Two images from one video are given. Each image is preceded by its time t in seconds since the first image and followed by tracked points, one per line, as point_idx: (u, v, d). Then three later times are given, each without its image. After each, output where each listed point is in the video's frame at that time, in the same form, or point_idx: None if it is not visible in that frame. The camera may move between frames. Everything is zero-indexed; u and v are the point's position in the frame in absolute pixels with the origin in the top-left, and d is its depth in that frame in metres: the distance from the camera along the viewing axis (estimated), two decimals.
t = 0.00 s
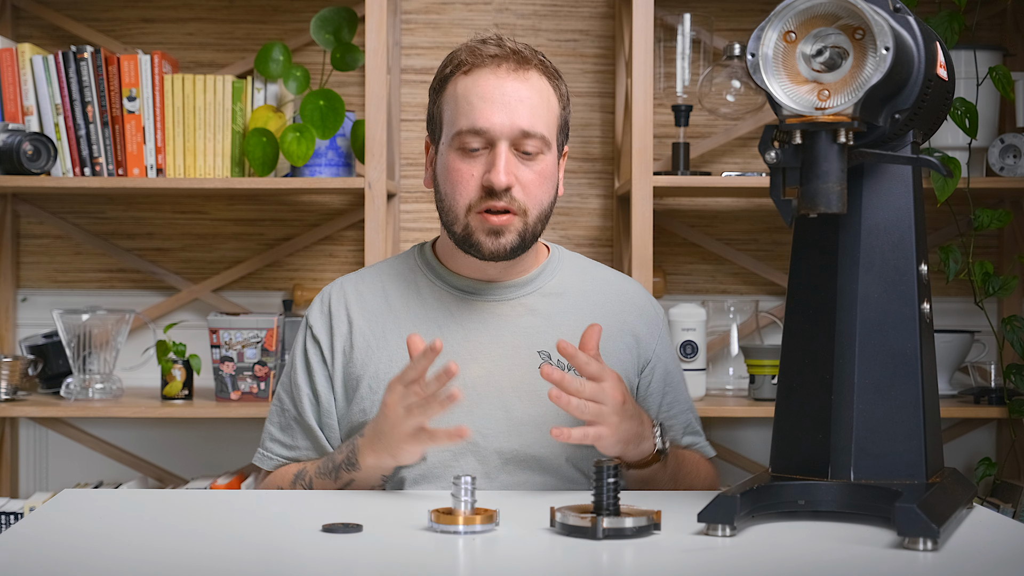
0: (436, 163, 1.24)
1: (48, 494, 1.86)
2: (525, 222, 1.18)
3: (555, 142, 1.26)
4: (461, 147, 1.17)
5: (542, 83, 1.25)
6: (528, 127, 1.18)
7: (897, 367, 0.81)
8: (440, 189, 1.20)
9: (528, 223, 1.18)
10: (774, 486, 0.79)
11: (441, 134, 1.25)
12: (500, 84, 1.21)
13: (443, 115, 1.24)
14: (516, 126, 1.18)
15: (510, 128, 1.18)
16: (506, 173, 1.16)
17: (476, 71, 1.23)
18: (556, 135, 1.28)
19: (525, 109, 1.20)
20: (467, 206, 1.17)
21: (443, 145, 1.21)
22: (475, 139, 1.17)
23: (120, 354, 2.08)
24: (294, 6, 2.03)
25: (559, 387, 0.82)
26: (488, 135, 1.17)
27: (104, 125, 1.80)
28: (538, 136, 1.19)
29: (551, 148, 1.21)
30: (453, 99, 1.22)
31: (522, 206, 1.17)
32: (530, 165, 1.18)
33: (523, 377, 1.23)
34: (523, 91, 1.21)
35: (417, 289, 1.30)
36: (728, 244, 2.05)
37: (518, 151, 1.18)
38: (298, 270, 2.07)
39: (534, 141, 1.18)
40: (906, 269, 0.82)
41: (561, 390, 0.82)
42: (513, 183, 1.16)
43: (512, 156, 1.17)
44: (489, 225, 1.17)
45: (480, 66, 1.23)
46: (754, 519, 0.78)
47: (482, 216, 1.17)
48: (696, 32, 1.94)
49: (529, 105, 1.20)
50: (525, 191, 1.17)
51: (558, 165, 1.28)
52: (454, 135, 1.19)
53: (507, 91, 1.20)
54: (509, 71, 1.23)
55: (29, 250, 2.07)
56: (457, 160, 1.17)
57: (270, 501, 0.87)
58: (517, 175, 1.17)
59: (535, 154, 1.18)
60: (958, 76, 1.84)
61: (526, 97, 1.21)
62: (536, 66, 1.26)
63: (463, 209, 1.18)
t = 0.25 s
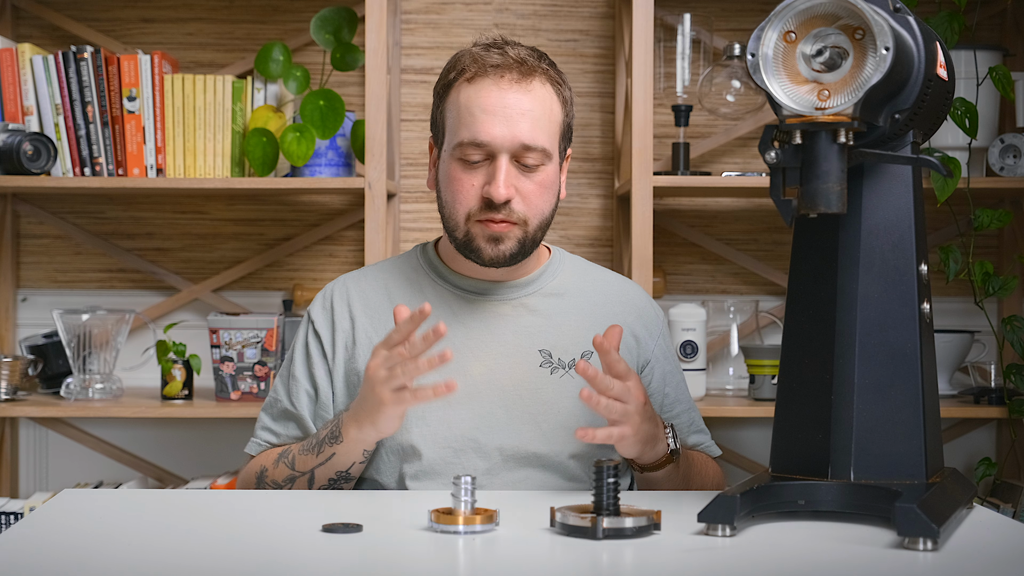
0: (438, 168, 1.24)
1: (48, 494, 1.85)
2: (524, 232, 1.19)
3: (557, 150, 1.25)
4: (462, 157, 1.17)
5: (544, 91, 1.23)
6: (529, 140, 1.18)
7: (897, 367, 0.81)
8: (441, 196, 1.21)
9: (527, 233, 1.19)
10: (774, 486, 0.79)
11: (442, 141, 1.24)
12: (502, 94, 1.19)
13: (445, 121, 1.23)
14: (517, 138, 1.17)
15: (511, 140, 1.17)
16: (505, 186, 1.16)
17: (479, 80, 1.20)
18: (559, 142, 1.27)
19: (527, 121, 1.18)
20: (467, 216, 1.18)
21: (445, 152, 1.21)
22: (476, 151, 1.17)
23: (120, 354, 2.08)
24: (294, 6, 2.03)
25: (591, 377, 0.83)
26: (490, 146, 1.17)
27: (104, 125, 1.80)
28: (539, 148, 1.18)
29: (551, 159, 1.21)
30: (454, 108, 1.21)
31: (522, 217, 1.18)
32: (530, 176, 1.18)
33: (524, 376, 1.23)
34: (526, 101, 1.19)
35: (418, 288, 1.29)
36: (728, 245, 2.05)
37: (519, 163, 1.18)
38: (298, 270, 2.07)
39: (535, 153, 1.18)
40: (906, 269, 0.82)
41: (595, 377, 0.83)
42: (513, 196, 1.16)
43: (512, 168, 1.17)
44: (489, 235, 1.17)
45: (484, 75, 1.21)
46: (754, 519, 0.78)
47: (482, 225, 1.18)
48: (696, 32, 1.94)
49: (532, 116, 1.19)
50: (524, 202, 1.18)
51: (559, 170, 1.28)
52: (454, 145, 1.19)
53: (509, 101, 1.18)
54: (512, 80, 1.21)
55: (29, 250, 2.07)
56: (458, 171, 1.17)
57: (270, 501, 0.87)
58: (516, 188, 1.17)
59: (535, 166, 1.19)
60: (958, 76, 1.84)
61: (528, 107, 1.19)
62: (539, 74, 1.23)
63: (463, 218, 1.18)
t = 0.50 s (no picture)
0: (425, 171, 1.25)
1: (48, 494, 1.85)
2: (508, 229, 1.19)
3: (541, 147, 1.24)
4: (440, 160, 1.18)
5: (520, 88, 1.23)
6: (506, 137, 1.18)
7: (898, 366, 0.81)
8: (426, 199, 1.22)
9: (510, 230, 1.19)
10: (774, 486, 0.79)
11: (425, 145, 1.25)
12: (477, 93, 1.19)
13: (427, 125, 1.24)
14: (493, 136, 1.17)
15: (486, 139, 1.17)
16: (483, 185, 1.16)
17: (453, 81, 1.20)
18: (543, 139, 1.26)
19: (501, 120, 1.18)
20: (449, 217, 1.18)
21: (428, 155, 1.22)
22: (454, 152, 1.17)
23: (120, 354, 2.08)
24: (294, 6, 2.03)
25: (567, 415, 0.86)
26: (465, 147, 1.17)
27: (104, 125, 1.80)
28: (516, 145, 1.18)
29: (530, 155, 1.20)
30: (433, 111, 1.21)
31: (502, 215, 1.18)
32: (509, 175, 1.18)
33: (528, 372, 1.23)
34: (500, 100, 1.19)
35: (421, 286, 1.30)
36: (728, 245, 2.05)
37: (496, 161, 1.18)
38: (298, 270, 2.07)
39: (511, 151, 1.18)
40: (907, 269, 0.82)
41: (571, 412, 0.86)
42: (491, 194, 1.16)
43: (489, 167, 1.17)
44: (471, 236, 1.18)
45: (459, 75, 1.21)
46: (754, 519, 0.78)
47: (465, 226, 1.18)
48: (696, 32, 1.94)
49: (506, 115, 1.19)
50: (505, 200, 1.18)
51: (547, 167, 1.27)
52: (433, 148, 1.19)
53: (484, 100, 1.19)
54: (485, 80, 1.21)
55: (29, 250, 2.07)
56: (438, 173, 1.18)
57: (270, 501, 0.87)
58: (496, 186, 1.17)
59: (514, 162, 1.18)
60: (958, 76, 1.84)
61: (503, 105, 1.19)
62: (515, 72, 1.23)
63: (446, 220, 1.18)
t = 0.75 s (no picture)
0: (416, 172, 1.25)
1: (48, 494, 1.85)
2: (498, 229, 1.18)
3: (530, 146, 1.24)
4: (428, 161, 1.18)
5: (508, 88, 1.22)
6: (492, 137, 1.17)
7: (897, 367, 0.81)
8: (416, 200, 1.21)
9: (500, 229, 1.18)
10: (774, 486, 0.79)
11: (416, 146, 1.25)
12: (463, 94, 1.19)
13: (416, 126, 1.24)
14: (479, 136, 1.17)
15: (473, 139, 1.17)
16: (470, 186, 1.15)
17: (440, 82, 1.20)
18: (532, 137, 1.25)
19: (487, 119, 1.18)
20: (438, 218, 1.18)
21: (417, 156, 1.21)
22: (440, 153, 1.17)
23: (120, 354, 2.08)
24: (294, 6, 2.03)
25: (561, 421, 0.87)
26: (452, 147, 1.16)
27: (104, 125, 1.80)
28: (503, 145, 1.17)
29: (518, 154, 1.19)
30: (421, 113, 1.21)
31: (491, 214, 1.17)
32: (497, 174, 1.18)
33: (522, 374, 1.23)
34: (486, 100, 1.19)
35: (415, 286, 1.29)
36: (728, 245, 2.05)
37: (483, 161, 1.17)
38: (298, 270, 2.07)
39: (498, 150, 1.17)
40: (906, 269, 0.82)
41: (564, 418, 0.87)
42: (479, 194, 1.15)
43: (476, 167, 1.17)
44: (460, 236, 1.17)
45: (445, 76, 1.20)
46: (754, 519, 0.78)
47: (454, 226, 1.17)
48: (696, 32, 1.94)
49: (492, 114, 1.18)
50: (493, 200, 1.17)
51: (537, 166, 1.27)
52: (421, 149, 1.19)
53: (470, 101, 1.18)
54: (471, 79, 1.20)
55: (29, 250, 2.07)
56: (426, 174, 1.18)
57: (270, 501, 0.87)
58: (483, 186, 1.17)
59: (501, 162, 1.18)
60: (958, 76, 1.84)
61: (488, 106, 1.19)
62: (502, 71, 1.23)
63: (435, 221, 1.18)
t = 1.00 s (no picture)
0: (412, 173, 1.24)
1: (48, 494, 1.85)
2: (493, 234, 1.18)
3: (528, 149, 1.24)
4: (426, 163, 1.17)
5: (507, 90, 1.22)
6: (491, 139, 1.17)
7: (897, 367, 0.81)
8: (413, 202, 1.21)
9: (497, 234, 1.18)
10: (774, 486, 0.79)
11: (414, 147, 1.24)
12: (462, 95, 1.19)
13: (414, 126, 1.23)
14: (478, 139, 1.16)
15: (471, 142, 1.16)
16: (467, 189, 1.15)
17: (438, 83, 1.20)
18: (531, 140, 1.25)
19: (486, 122, 1.17)
20: (433, 220, 1.17)
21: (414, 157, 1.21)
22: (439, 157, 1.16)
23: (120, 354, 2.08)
24: (294, 6, 2.03)
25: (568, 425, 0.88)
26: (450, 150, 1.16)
27: (104, 125, 1.80)
28: (501, 148, 1.17)
29: (517, 158, 1.19)
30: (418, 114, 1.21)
31: (488, 218, 1.17)
32: (494, 178, 1.17)
33: (519, 381, 1.23)
34: (485, 102, 1.19)
35: (411, 291, 1.29)
36: (728, 245, 2.05)
37: (481, 164, 1.17)
38: (298, 270, 2.07)
39: (496, 154, 1.17)
40: (906, 269, 0.82)
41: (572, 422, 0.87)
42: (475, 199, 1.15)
43: (474, 170, 1.16)
44: (457, 240, 1.17)
45: (444, 76, 1.20)
46: (754, 519, 0.78)
47: (451, 229, 1.17)
48: (696, 32, 1.94)
49: (491, 116, 1.18)
50: (490, 203, 1.17)
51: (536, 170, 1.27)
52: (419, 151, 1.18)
53: (470, 102, 1.18)
54: (469, 81, 1.20)
55: (29, 250, 2.07)
56: (423, 176, 1.17)
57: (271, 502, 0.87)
58: (480, 189, 1.16)
59: (499, 166, 1.18)
60: (958, 76, 1.84)
61: (487, 107, 1.19)
62: (501, 73, 1.23)
63: (431, 223, 1.18)
